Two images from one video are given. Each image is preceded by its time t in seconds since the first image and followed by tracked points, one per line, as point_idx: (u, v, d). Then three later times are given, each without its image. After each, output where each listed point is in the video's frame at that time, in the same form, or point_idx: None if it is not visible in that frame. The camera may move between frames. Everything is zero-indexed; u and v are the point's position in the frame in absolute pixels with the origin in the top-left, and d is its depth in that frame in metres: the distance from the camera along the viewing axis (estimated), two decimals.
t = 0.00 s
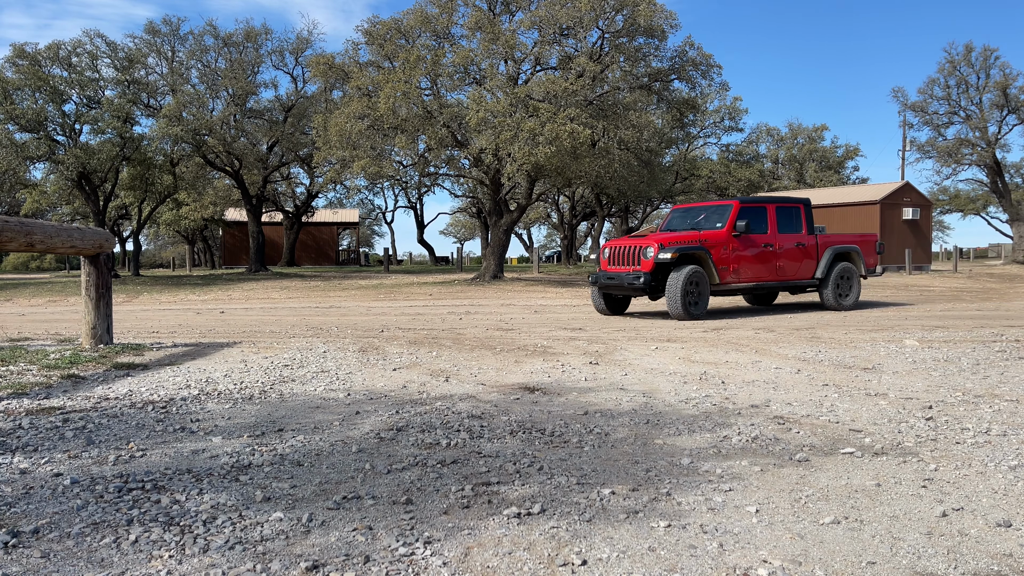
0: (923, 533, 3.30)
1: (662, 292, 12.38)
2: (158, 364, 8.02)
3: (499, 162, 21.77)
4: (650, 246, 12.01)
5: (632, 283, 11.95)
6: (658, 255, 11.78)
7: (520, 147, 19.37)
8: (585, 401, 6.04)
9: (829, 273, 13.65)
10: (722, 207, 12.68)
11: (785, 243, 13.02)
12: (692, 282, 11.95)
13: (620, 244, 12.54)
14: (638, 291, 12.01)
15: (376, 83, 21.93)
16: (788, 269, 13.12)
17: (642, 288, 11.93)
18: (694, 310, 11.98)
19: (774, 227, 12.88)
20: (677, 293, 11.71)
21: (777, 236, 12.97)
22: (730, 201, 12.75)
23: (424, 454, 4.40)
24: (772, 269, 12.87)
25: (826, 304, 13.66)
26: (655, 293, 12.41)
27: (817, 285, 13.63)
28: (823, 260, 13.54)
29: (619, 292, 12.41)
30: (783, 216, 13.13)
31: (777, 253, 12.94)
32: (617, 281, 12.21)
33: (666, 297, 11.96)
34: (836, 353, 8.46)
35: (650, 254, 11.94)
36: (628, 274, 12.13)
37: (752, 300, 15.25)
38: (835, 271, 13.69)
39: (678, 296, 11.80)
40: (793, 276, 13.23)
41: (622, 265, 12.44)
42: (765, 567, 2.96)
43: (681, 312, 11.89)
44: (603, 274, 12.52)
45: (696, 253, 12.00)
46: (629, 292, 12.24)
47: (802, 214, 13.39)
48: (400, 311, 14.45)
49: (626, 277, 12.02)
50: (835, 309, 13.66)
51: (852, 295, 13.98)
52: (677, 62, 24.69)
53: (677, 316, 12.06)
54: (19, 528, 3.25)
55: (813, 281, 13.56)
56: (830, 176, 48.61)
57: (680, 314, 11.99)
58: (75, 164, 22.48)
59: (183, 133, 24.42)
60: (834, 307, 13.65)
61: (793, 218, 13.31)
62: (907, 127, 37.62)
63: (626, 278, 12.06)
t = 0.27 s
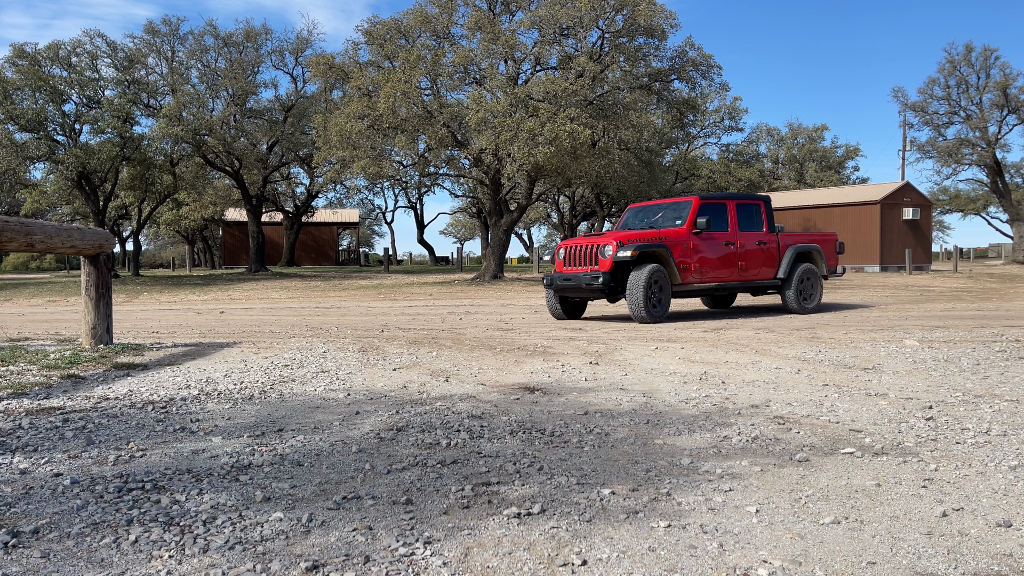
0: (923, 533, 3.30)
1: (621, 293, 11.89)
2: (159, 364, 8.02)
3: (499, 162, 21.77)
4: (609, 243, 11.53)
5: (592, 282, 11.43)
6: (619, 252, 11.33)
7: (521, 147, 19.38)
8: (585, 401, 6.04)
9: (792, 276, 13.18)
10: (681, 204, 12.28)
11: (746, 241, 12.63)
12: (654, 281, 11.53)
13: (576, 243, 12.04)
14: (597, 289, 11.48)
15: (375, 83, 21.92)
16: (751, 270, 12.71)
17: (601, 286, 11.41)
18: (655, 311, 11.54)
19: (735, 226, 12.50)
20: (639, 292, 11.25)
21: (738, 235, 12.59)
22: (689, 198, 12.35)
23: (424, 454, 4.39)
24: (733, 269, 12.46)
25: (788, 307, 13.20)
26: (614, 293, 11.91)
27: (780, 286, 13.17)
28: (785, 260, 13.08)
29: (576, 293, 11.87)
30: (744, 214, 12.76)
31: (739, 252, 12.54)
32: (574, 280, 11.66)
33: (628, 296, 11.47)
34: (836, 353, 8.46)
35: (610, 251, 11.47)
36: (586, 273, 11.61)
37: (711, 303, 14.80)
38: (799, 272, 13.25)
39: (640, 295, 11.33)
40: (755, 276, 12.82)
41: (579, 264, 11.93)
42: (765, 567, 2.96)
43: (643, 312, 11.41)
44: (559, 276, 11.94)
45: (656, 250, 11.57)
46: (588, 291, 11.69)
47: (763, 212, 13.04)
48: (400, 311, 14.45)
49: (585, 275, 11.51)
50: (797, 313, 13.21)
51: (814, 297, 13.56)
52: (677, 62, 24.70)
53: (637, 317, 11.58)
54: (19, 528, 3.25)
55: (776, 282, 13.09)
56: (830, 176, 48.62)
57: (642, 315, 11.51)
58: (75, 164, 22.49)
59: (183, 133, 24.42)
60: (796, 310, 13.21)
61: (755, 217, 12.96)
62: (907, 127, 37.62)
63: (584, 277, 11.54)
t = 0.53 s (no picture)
0: (923, 532, 3.30)
1: (582, 293, 11.23)
2: (159, 363, 8.02)
3: (499, 162, 21.77)
4: (571, 240, 10.81)
5: (553, 283, 10.72)
6: (582, 250, 10.64)
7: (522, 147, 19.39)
8: (585, 401, 6.04)
9: (756, 277, 12.82)
10: (646, 201, 11.76)
11: (710, 241, 12.19)
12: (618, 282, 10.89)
13: (533, 239, 11.28)
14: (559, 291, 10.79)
15: (375, 83, 21.91)
16: (714, 272, 12.30)
17: (563, 287, 10.72)
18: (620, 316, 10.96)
19: (700, 225, 12.06)
20: (604, 295, 10.61)
21: (702, 234, 12.15)
22: (654, 195, 11.85)
23: (423, 454, 4.39)
24: (697, 270, 12.01)
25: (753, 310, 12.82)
26: (575, 295, 11.24)
27: (744, 288, 12.78)
28: (749, 262, 12.68)
29: (535, 294, 11.18)
30: (708, 213, 12.33)
31: (703, 253, 12.09)
32: (533, 281, 10.94)
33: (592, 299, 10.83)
34: (836, 353, 8.46)
35: (571, 249, 10.76)
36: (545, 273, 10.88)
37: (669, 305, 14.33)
38: (764, 273, 12.88)
39: (604, 298, 10.70)
40: (717, 278, 12.39)
41: (537, 262, 11.19)
42: (765, 567, 2.96)
43: (607, 316, 10.80)
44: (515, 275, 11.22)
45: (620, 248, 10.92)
46: (548, 293, 11.00)
47: (728, 212, 12.65)
48: (400, 311, 14.44)
49: (544, 276, 10.79)
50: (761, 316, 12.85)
51: (776, 300, 13.20)
52: (677, 62, 24.71)
53: (601, 321, 10.97)
54: (19, 528, 3.25)
55: (741, 283, 12.69)
56: (830, 175, 48.61)
57: (606, 319, 10.89)
58: (75, 163, 22.49)
59: (183, 133, 24.42)
60: (761, 313, 12.84)
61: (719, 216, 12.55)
62: (907, 127, 37.63)
63: (543, 278, 10.82)
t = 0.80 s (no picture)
0: (923, 532, 3.29)
1: (548, 297, 10.57)
2: (159, 363, 8.02)
3: (499, 162, 21.75)
4: (537, 239, 10.13)
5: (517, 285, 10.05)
6: (548, 250, 9.96)
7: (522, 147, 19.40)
8: (585, 400, 6.04)
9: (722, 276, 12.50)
10: (612, 197, 11.18)
11: (677, 241, 11.75)
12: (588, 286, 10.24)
13: (495, 237, 10.58)
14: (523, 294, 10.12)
15: (375, 83, 21.90)
16: (680, 273, 11.84)
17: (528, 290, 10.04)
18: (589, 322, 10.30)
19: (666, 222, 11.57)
20: (574, 299, 9.96)
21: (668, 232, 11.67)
22: (621, 191, 11.28)
23: (423, 454, 4.39)
24: (664, 271, 11.52)
25: (720, 312, 12.52)
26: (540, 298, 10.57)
27: (711, 289, 12.46)
28: (715, 263, 12.35)
29: (497, 296, 10.50)
30: (673, 210, 11.88)
31: (671, 252, 11.63)
32: (495, 283, 10.26)
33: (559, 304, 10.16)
34: (836, 353, 8.46)
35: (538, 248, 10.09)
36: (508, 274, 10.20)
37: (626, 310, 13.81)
38: (730, 275, 12.61)
39: (574, 304, 10.04)
40: (684, 279, 11.95)
41: (499, 262, 10.50)
42: (765, 567, 2.96)
43: (575, 323, 10.15)
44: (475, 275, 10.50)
45: (589, 247, 10.28)
46: (512, 295, 10.32)
47: (693, 209, 12.27)
48: (399, 311, 14.44)
49: (507, 277, 10.12)
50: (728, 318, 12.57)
51: (740, 303, 12.91)
52: (677, 62, 24.72)
53: (568, 328, 10.32)
54: (19, 528, 3.25)
55: (708, 284, 12.37)
56: (830, 175, 48.61)
57: (574, 325, 10.24)
58: (75, 164, 22.49)
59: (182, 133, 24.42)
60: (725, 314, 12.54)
61: (684, 213, 12.11)
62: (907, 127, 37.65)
63: (507, 279, 10.14)
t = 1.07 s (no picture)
0: (923, 533, 3.30)
1: (517, 301, 9.82)
2: (159, 363, 8.02)
3: (499, 162, 21.72)
4: (505, 236, 9.42)
5: (485, 286, 9.30)
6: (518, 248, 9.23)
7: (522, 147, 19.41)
8: (586, 400, 6.05)
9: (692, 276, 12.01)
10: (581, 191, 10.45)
11: (649, 238, 11.13)
12: (561, 289, 9.52)
13: (459, 236, 9.85)
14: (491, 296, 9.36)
15: (375, 83, 21.89)
16: (651, 273, 11.23)
17: (496, 292, 9.29)
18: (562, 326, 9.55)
19: (638, 218, 10.95)
20: (546, 301, 9.24)
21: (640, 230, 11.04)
22: (591, 184, 10.53)
23: (424, 454, 4.39)
24: (635, 272, 10.87)
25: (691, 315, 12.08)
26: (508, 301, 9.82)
27: (681, 292, 11.95)
28: (684, 263, 11.81)
29: (462, 299, 9.75)
30: (645, 206, 11.28)
31: (642, 250, 11.00)
32: (459, 284, 9.49)
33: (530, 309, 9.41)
34: (836, 353, 8.46)
35: (507, 246, 9.37)
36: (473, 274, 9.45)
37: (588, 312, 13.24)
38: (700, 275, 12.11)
39: (547, 309, 9.30)
40: (655, 279, 11.36)
41: (463, 262, 9.77)
42: (765, 567, 2.95)
43: (547, 330, 9.39)
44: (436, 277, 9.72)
45: (561, 246, 9.56)
46: (477, 298, 9.56)
47: (662, 204, 11.68)
48: (399, 311, 14.44)
49: (473, 278, 9.37)
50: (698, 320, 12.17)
51: (708, 305, 12.48)
52: (677, 62, 24.73)
53: (539, 335, 9.56)
54: (18, 528, 3.25)
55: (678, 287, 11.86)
56: (830, 176, 48.61)
57: (545, 332, 9.48)
58: (75, 163, 22.48)
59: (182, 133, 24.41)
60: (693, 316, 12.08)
61: (655, 209, 11.53)
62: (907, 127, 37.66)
63: (472, 280, 9.39)
